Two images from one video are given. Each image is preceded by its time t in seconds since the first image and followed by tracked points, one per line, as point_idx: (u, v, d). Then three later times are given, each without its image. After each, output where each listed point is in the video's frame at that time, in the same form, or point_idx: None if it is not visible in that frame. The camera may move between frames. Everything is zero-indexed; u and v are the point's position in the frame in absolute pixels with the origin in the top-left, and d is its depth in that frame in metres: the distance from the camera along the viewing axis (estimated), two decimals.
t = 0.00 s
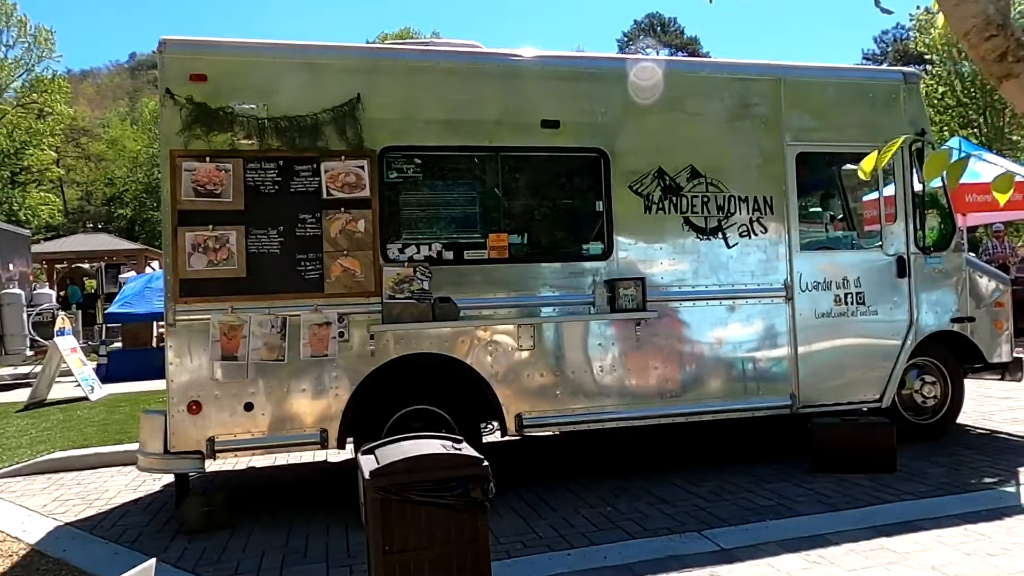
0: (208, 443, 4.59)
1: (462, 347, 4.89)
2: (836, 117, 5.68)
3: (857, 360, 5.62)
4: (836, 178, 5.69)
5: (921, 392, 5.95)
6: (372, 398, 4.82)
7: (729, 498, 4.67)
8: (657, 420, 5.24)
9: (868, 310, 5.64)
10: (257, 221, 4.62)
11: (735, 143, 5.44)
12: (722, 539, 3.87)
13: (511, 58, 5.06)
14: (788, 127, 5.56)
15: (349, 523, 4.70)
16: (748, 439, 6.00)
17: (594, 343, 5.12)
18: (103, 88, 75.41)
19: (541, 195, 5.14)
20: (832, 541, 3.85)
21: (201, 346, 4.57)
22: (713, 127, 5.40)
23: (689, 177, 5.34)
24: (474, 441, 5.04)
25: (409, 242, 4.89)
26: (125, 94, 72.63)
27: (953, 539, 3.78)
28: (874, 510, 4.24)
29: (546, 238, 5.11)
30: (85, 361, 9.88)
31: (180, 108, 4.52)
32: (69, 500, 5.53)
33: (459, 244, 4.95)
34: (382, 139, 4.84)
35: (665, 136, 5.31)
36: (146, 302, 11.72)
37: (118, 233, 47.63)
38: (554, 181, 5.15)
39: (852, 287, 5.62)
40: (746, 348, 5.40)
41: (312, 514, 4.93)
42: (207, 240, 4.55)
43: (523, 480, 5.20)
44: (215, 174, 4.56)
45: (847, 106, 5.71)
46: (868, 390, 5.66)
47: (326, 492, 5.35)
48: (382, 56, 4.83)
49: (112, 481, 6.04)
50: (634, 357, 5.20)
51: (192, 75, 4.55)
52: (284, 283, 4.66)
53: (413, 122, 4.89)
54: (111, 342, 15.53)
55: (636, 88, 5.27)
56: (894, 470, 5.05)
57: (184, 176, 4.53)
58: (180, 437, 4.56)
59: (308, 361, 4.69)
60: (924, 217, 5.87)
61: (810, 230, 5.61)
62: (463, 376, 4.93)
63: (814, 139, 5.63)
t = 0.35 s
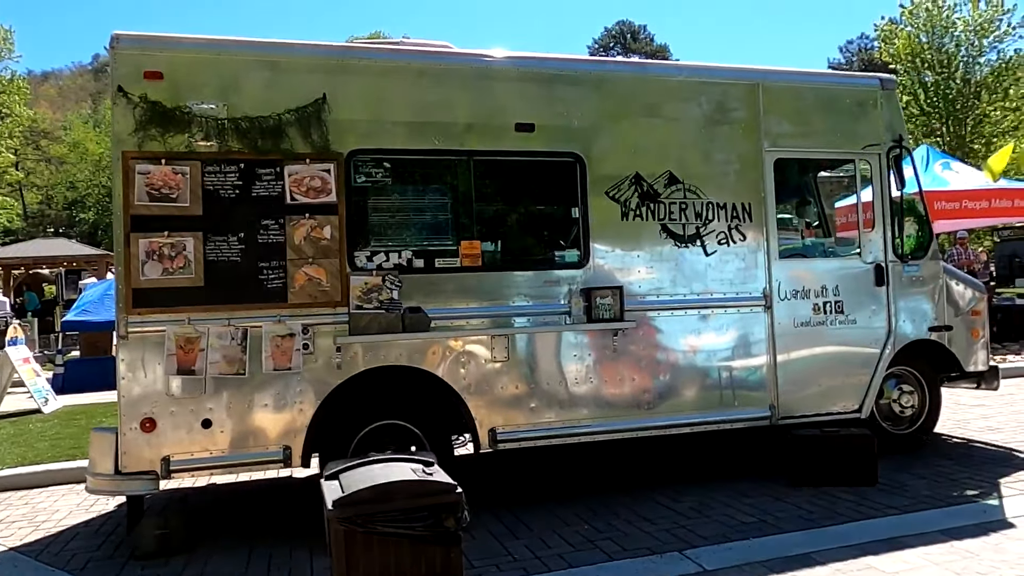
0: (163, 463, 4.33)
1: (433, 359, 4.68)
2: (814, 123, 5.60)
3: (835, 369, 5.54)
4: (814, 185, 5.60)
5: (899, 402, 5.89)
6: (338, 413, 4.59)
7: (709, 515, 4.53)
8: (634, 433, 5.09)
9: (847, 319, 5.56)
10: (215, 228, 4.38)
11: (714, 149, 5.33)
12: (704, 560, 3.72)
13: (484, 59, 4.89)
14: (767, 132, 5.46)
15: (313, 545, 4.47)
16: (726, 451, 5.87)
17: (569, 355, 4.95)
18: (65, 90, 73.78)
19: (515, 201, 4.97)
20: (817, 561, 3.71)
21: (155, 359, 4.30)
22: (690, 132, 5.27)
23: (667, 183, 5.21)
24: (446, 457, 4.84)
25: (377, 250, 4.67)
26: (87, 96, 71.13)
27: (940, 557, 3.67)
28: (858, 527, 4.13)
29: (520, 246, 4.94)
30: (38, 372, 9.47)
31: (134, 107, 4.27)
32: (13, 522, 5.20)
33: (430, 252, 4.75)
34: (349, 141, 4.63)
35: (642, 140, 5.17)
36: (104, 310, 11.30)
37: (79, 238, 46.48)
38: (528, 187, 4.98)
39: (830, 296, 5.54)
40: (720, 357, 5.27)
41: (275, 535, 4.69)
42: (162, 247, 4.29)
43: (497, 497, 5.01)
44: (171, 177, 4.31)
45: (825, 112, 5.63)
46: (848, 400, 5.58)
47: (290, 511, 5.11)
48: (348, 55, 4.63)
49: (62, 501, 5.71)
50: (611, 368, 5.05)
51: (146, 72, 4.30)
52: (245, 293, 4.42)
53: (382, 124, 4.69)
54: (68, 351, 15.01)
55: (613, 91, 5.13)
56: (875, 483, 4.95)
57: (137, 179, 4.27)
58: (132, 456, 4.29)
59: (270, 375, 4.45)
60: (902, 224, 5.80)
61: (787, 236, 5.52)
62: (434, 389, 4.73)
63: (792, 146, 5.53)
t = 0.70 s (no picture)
0: (130, 478, 4.13)
1: (414, 368, 4.53)
2: (800, 126, 5.54)
3: (822, 374, 5.47)
4: (799, 188, 5.55)
5: (885, 407, 5.84)
6: (316, 424, 4.43)
7: (698, 525, 4.42)
8: (620, 442, 4.97)
9: (833, 324, 5.50)
10: (186, 232, 4.19)
11: (700, 153, 5.24)
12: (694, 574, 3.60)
13: (464, 58, 4.76)
14: (752, 135, 5.39)
15: (288, 562, 4.29)
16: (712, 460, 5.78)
17: (554, 362, 4.83)
18: (33, 93, 72.45)
19: (498, 204, 4.84)
20: (810, 573, 3.61)
21: (121, 369, 4.10)
22: (676, 134, 5.19)
23: (652, 186, 5.12)
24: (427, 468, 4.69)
25: (356, 254, 4.52)
26: (56, 100, 69.90)
27: (935, 568, 3.59)
28: (850, 537, 4.04)
29: (503, 250, 4.81)
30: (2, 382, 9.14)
31: (99, 106, 4.08)
32: None
33: (410, 257, 4.60)
34: (326, 142, 4.47)
35: (627, 142, 5.07)
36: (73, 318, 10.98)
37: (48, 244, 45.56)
38: (511, 190, 4.85)
39: (816, 300, 5.48)
40: (702, 363, 5.16)
41: (248, 551, 4.50)
42: (128, 252, 4.10)
43: (479, 509, 4.86)
44: (138, 179, 4.12)
45: (811, 115, 5.57)
46: (835, 406, 5.51)
47: (264, 525, 4.92)
48: (324, 54, 4.48)
49: (23, 518, 5.46)
50: (597, 376, 4.93)
51: (113, 70, 4.12)
52: (217, 300, 4.24)
53: (360, 126, 4.54)
54: (35, 360, 14.60)
55: (597, 93, 5.02)
56: (864, 490, 4.88)
57: (103, 181, 4.08)
58: (96, 471, 4.09)
59: (244, 385, 4.27)
60: (888, 228, 5.77)
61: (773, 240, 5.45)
62: (416, 399, 4.58)
63: (778, 149, 5.47)
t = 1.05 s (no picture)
0: (113, 490, 3.96)
1: (407, 374, 4.40)
2: (796, 127, 5.48)
3: (820, 379, 5.41)
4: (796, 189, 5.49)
5: (882, 411, 5.79)
6: (308, 434, 4.29)
7: (700, 534, 4.31)
8: (618, 449, 4.86)
9: (830, 327, 5.45)
10: (170, 234, 4.04)
11: (697, 154, 5.17)
12: None
13: (458, 56, 4.65)
14: (749, 136, 5.32)
15: None
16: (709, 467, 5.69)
17: (552, 368, 4.72)
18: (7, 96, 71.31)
19: (493, 206, 4.72)
20: None
21: (103, 378, 3.93)
22: (673, 135, 5.10)
23: (649, 188, 5.03)
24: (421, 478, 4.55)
25: (347, 257, 4.38)
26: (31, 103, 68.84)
27: None
28: (855, 544, 3.96)
29: (498, 253, 4.69)
30: None
31: (79, 102, 3.92)
32: None
33: (403, 260, 4.47)
34: (316, 142, 4.33)
35: (624, 143, 4.98)
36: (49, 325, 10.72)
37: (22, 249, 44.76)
38: (507, 192, 4.74)
39: (814, 304, 5.42)
40: (691, 368, 5.06)
41: (236, 565, 4.33)
42: (110, 255, 3.93)
43: (474, 519, 4.73)
44: (120, 179, 3.96)
45: (807, 116, 5.52)
46: (833, 411, 5.45)
47: (251, 537, 4.75)
48: (314, 51, 4.35)
49: None
50: (594, 381, 4.82)
51: (93, 65, 3.96)
52: (203, 305, 4.08)
53: (351, 125, 4.40)
54: (9, 368, 14.23)
55: (593, 93, 4.93)
56: (865, 496, 4.82)
57: (83, 181, 3.91)
58: (76, 484, 3.91)
59: (231, 394, 4.12)
60: (884, 231, 5.73)
61: (769, 243, 5.37)
62: (410, 407, 4.45)
63: (774, 150, 5.40)
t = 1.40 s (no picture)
0: (97, 506, 3.82)
1: (402, 385, 4.30)
2: (792, 134, 5.46)
3: (818, 387, 5.37)
4: (794, 196, 5.46)
5: (879, 420, 5.76)
6: (302, 447, 4.19)
7: (701, 547, 4.24)
8: (616, 460, 4.78)
9: (828, 336, 5.42)
10: (159, 240, 3.92)
11: (695, 161, 5.12)
12: None
13: (454, 60, 4.57)
14: (746, 143, 5.28)
15: None
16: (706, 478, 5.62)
17: (550, 378, 4.64)
18: None
19: (489, 212, 4.63)
20: None
21: (87, 389, 3.79)
22: (670, 141, 5.05)
23: (647, 195, 4.97)
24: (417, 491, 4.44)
25: (341, 265, 4.27)
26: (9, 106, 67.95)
27: None
28: (859, 557, 3.91)
29: (496, 261, 4.60)
30: None
31: (64, 104, 3.80)
32: None
33: (397, 267, 4.37)
34: (309, 146, 4.23)
35: (622, 149, 4.92)
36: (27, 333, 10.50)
37: None
38: (504, 198, 4.65)
39: (812, 312, 5.39)
40: (682, 376, 4.97)
41: None
42: (96, 262, 3.80)
43: (470, 532, 4.62)
44: (107, 183, 3.84)
45: (804, 123, 5.50)
46: (831, 419, 5.41)
47: (241, 551, 4.61)
48: (306, 53, 4.25)
49: None
50: (591, 391, 4.74)
51: (80, 66, 3.83)
52: (192, 314, 3.95)
53: (345, 129, 4.30)
54: None
55: (591, 99, 4.87)
56: (866, 507, 4.77)
57: (68, 186, 3.78)
58: (58, 500, 3.76)
59: (221, 406, 3.99)
60: (880, 239, 5.71)
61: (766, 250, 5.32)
62: (406, 418, 4.35)
63: (771, 157, 5.37)
